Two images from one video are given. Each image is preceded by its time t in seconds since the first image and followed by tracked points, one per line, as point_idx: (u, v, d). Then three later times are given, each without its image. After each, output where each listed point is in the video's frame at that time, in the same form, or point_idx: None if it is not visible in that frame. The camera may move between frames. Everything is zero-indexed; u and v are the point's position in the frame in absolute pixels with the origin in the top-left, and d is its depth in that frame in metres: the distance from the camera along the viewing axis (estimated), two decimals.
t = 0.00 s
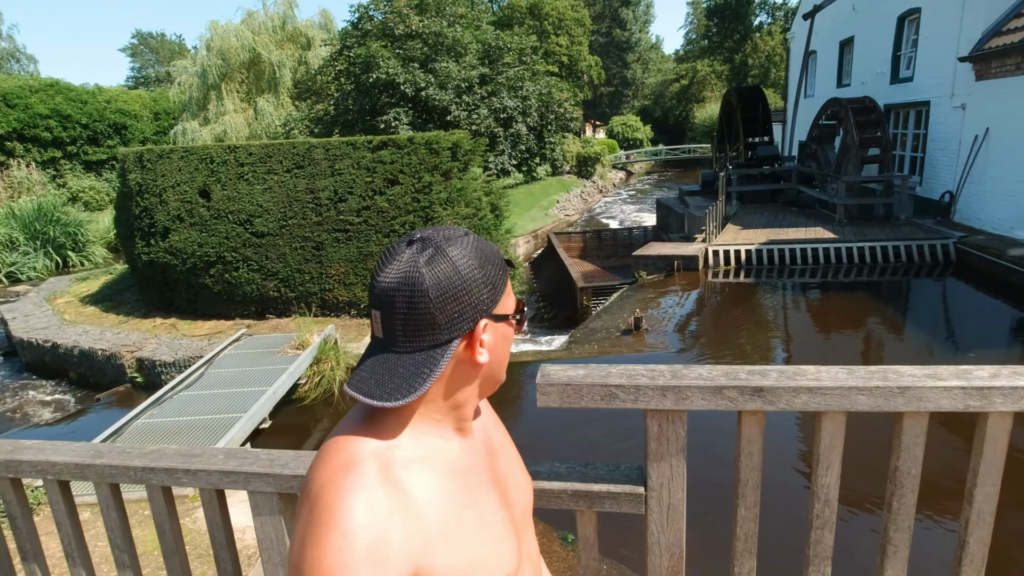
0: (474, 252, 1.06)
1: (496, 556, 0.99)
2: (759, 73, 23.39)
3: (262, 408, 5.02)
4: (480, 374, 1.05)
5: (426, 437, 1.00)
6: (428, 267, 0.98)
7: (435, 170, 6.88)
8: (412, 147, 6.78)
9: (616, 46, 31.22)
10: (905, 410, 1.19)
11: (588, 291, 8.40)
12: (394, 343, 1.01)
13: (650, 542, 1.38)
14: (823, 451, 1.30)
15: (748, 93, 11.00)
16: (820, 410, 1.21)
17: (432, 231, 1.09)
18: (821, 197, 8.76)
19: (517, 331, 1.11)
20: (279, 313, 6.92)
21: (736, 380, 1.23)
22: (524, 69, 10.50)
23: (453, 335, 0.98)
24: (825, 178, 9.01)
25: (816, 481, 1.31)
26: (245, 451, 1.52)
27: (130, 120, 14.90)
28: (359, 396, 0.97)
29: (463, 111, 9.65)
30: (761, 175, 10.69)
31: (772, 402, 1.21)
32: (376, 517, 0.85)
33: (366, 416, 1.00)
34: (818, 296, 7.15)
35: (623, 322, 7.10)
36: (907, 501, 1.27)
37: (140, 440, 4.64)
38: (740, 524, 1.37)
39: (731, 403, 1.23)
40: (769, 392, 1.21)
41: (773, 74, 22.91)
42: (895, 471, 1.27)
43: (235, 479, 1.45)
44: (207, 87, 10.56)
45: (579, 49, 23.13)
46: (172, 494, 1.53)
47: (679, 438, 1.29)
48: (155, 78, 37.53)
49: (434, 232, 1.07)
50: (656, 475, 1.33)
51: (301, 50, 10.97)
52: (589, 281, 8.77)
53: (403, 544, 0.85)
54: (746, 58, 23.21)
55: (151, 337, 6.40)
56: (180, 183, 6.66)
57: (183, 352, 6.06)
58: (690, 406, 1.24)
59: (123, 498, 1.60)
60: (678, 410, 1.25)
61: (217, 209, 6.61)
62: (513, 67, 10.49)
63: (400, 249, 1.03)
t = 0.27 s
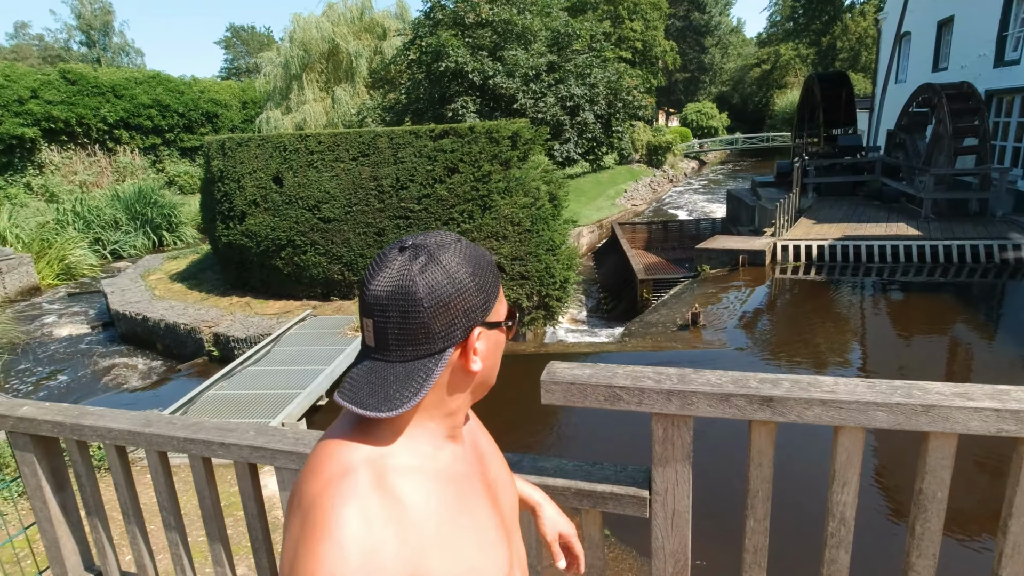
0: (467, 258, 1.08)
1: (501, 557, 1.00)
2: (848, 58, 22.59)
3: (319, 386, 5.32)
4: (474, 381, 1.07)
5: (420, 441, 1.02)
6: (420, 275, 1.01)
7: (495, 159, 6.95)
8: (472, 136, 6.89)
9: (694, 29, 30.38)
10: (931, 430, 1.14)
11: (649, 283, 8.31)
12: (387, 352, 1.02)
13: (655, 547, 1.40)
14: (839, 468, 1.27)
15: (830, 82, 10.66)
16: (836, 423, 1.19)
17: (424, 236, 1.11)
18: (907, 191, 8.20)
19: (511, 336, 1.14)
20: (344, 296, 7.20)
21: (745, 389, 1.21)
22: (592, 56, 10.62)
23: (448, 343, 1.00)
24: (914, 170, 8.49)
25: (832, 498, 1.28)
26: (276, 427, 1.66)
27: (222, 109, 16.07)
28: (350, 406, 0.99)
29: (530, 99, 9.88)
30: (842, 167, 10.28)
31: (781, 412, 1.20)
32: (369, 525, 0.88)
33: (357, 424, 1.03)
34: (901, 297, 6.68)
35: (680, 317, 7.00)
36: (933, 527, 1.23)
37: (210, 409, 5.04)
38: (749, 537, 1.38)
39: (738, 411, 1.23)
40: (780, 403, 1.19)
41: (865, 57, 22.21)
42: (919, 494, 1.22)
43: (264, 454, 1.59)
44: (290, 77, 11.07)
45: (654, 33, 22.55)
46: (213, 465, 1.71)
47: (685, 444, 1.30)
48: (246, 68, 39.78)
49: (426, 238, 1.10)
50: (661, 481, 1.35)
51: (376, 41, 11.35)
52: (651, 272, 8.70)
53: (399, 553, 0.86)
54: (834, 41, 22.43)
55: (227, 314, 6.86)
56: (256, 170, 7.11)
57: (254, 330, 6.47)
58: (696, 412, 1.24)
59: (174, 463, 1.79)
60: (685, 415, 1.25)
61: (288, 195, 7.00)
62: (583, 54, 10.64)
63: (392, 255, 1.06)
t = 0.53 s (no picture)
0: (462, 253, 1.12)
1: (484, 547, 1.07)
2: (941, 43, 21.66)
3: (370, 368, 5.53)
4: (464, 372, 1.12)
5: (412, 432, 1.08)
6: (417, 269, 1.05)
7: (550, 150, 6.89)
8: (527, 127, 6.88)
9: (772, 14, 30.68)
10: (957, 457, 1.09)
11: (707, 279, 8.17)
12: (381, 343, 1.07)
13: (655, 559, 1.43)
14: (856, 492, 1.23)
15: (918, 68, 10.10)
16: (851, 444, 1.16)
17: (420, 231, 1.15)
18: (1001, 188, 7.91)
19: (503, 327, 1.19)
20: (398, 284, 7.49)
21: (752, 402, 1.21)
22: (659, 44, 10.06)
23: (441, 333, 1.05)
24: (1009, 165, 8.00)
25: (846, 523, 1.25)
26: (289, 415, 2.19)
27: (298, 101, 17.12)
28: (345, 398, 1.04)
29: (592, 89, 9.56)
30: (926, 158, 9.95)
31: (789, 428, 1.19)
32: (368, 513, 0.93)
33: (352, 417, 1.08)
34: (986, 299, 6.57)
35: (736, 316, 6.90)
36: (960, 566, 1.16)
37: (267, 389, 5.32)
38: (756, 557, 1.36)
39: (742, 424, 1.23)
40: (788, 418, 1.19)
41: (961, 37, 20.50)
42: (946, 528, 1.16)
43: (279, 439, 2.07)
44: (361, 69, 11.47)
45: (728, 19, 22.76)
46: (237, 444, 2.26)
47: (688, 456, 1.32)
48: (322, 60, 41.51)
49: (420, 232, 1.15)
50: (663, 492, 1.36)
51: (443, 33, 11.55)
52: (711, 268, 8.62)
53: (392, 542, 0.92)
54: (927, 23, 21.54)
55: (289, 298, 7.19)
56: (319, 160, 7.58)
57: (313, 314, 6.74)
58: (699, 422, 1.26)
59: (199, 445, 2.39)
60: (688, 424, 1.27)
61: (346, 184, 7.30)
62: (648, 42, 10.16)
63: (387, 249, 1.11)
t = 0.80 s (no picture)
0: (404, 249, 1.26)
1: (482, 526, 1.28)
2: None
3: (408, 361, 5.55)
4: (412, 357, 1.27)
5: (414, 420, 1.28)
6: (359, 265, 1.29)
7: (598, 148, 6.80)
8: (574, 124, 6.81)
9: (847, 7, 30.38)
10: (993, 508, 1.02)
11: (764, 283, 7.97)
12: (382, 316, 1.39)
13: None
14: (876, 536, 1.19)
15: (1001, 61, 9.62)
16: (868, 485, 1.13)
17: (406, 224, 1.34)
18: None
19: (450, 322, 1.24)
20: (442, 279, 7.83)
21: (755, 431, 1.23)
22: (720, 39, 9.86)
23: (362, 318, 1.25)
24: None
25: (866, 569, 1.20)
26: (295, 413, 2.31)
27: (360, 99, 17.84)
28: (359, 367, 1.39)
29: (649, 86, 9.46)
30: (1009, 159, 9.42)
31: (795, 461, 1.19)
32: (375, 491, 1.11)
33: (358, 402, 1.28)
34: None
35: (789, 323, 6.67)
36: None
37: (307, 379, 5.46)
38: None
39: (742, 453, 1.26)
40: (794, 449, 1.19)
41: None
42: None
43: (284, 434, 2.20)
44: (421, 67, 11.64)
45: (798, 14, 22.59)
46: (248, 440, 2.41)
47: (681, 483, 1.38)
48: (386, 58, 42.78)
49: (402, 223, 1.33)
50: (658, 519, 1.44)
51: (502, 30, 11.58)
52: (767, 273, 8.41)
53: (400, 523, 1.11)
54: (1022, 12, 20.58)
55: (338, 291, 7.40)
56: (369, 156, 7.93)
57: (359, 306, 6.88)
58: (700, 449, 1.30)
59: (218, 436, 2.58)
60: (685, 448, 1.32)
61: (395, 179, 7.67)
62: (710, 37, 9.96)
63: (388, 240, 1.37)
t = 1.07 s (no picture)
0: (377, 254, 1.32)
1: (481, 527, 1.31)
2: None
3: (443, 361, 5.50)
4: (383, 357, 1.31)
5: (414, 420, 1.31)
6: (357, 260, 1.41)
7: (647, 150, 6.67)
8: (623, 126, 6.74)
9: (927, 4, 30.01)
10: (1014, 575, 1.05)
11: (820, 295, 7.74)
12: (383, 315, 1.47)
13: None
14: None
15: None
16: (881, 539, 1.19)
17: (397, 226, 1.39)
18: None
19: (407, 325, 1.25)
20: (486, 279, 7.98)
21: (754, 471, 1.34)
22: (784, 38, 9.58)
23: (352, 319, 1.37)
24: None
25: None
26: (304, 415, 2.34)
27: (417, 98, 18.82)
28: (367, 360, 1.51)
29: (706, 87, 9.27)
30: None
31: (795, 503, 1.28)
32: (376, 491, 1.14)
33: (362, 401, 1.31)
34: None
35: (844, 337, 6.45)
36: None
37: (346, 374, 5.61)
38: None
39: (738, 490, 1.38)
40: (793, 491, 1.28)
41: None
42: None
43: (291, 435, 2.23)
44: (477, 67, 11.87)
45: (871, 11, 21.81)
46: (259, 437, 2.46)
47: (673, 517, 1.55)
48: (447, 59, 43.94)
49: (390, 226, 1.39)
50: (652, 548, 1.61)
51: (560, 30, 11.53)
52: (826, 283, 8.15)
53: (399, 522, 1.14)
54: None
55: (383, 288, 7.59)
56: (418, 156, 8.15)
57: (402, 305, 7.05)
58: (690, 480, 1.45)
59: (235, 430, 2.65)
60: (675, 479, 1.48)
61: (442, 179, 7.87)
62: (772, 35, 9.70)
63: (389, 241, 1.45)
